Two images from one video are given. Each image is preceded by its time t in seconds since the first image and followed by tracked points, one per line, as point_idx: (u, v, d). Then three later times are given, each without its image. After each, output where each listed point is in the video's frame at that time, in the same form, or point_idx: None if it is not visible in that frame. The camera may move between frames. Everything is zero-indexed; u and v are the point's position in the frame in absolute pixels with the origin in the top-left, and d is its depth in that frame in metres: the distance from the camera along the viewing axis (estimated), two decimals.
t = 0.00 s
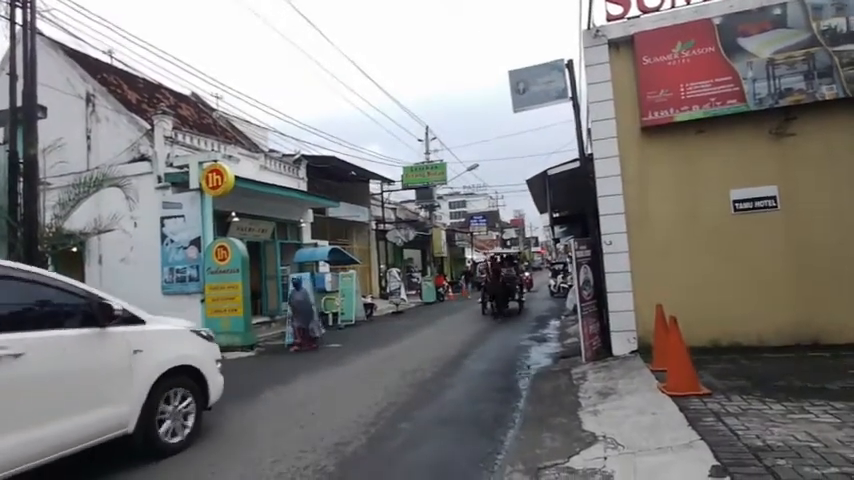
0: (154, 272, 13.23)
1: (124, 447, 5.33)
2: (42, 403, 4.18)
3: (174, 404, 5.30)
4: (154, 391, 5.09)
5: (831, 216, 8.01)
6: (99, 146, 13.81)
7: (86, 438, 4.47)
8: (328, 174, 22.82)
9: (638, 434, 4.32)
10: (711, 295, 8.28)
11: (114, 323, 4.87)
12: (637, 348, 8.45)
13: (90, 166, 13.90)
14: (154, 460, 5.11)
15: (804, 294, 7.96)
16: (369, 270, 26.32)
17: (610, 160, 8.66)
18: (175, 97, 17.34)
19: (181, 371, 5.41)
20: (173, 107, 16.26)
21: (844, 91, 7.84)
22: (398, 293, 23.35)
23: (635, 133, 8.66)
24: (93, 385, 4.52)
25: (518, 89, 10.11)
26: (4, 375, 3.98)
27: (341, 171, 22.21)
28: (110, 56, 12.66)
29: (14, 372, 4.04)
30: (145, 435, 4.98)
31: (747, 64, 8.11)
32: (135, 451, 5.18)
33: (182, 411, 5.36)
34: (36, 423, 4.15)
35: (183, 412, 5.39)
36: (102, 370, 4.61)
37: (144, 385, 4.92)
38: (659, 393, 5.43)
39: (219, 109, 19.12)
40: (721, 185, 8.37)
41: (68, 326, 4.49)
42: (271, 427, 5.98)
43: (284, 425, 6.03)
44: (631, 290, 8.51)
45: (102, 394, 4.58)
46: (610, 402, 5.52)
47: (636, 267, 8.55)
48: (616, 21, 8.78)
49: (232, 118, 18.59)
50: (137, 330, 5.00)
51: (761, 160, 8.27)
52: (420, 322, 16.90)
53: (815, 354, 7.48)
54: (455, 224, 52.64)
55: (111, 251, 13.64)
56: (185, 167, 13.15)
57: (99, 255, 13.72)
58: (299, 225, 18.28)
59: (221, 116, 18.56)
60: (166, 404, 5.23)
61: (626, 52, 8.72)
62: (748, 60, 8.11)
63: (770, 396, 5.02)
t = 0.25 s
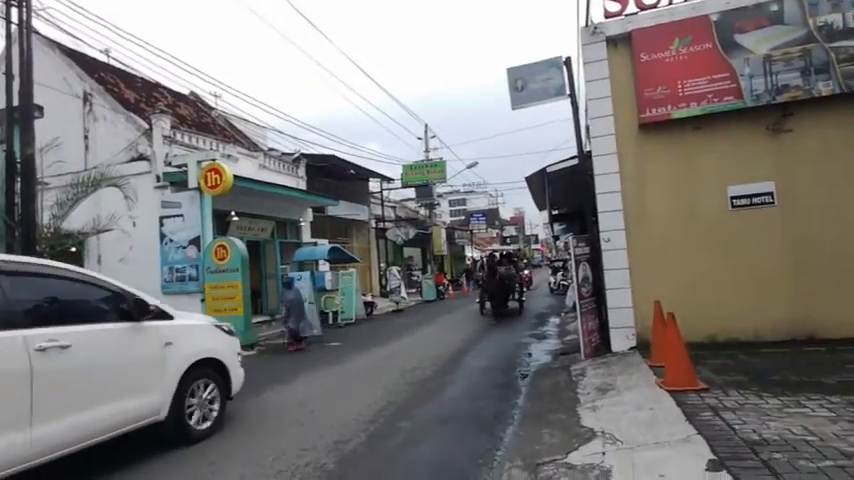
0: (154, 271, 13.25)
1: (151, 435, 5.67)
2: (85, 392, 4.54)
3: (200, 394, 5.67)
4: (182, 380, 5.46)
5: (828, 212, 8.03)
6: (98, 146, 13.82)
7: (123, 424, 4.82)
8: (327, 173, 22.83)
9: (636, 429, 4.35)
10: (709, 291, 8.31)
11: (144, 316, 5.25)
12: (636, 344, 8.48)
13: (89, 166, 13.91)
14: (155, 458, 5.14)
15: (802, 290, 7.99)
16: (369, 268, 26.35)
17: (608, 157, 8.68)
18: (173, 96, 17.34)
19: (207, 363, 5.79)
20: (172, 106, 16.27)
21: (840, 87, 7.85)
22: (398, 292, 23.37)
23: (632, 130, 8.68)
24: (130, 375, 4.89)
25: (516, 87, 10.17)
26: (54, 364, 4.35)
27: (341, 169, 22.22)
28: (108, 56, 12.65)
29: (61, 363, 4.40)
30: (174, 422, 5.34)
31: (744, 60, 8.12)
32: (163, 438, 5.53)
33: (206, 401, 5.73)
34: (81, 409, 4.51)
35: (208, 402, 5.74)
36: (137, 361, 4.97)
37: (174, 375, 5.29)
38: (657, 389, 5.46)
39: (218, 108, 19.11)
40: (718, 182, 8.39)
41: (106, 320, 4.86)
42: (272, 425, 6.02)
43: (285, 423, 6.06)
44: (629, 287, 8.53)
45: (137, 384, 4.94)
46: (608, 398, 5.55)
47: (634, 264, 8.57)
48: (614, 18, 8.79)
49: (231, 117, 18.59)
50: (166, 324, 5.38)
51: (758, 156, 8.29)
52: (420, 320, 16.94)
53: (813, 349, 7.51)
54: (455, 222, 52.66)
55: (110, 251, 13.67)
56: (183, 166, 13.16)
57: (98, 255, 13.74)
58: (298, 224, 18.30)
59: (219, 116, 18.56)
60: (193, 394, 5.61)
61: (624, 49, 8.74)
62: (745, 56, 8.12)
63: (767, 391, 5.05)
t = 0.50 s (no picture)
0: (154, 273, 13.26)
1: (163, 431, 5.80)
2: (122, 385, 4.80)
3: (223, 387, 5.98)
4: (210, 372, 5.79)
5: (825, 211, 8.06)
6: (97, 148, 13.84)
7: (156, 416, 5.09)
8: (327, 174, 22.86)
9: (635, 427, 4.38)
10: (707, 290, 8.33)
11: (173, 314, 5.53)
12: (635, 343, 8.52)
13: (88, 168, 13.93)
14: (157, 459, 5.16)
15: (799, 290, 8.02)
16: (369, 269, 26.39)
17: (606, 157, 8.71)
18: (172, 98, 17.37)
19: (228, 358, 6.09)
20: (171, 108, 16.31)
21: (836, 87, 7.89)
22: (398, 292, 23.41)
23: (630, 131, 8.71)
24: (163, 369, 5.18)
25: (514, 87, 10.21)
26: (99, 357, 4.64)
27: (340, 170, 22.25)
28: (106, 58, 12.69)
29: (105, 357, 4.68)
30: (202, 409, 5.63)
31: (741, 61, 8.16)
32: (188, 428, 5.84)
33: (229, 395, 6.06)
34: (121, 399, 4.79)
35: (230, 396, 6.08)
36: (168, 357, 5.25)
37: (202, 369, 5.61)
38: (655, 388, 5.49)
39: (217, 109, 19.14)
40: (716, 182, 8.42)
41: (140, 318, 5.15)
42: (273, 426, 6.05)
43: (285, 424, 6.09)
44: (627, 287, 8.56)
45: (169, 377, 5.24)
46: (607, 397, 5.58)
47: (632, 264, 8.60)
48: (611, 19, 8.82)
49: (230, 118, 18.63)
50: (194, 322, 5.68)
51: (756, 155, 8.32)
52: (420, 321, 16.97)
53: (811, 348, 7.55)
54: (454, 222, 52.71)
55: (110, 253, 13.68)
56: (183, 168, 13.19)
57: (98, 257, 13.74)
58: (298, 225, 18.34)
59: (219, 117, 18.59)
60: (217, 387, 5.91)
61: (621, 50, 8.77)
62: (742, 57, 8.15)
63: (764, 389, 5.09)
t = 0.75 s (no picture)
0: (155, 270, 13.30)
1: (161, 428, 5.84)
2: (156, 370, 5.34)
3: (244, 376, 6.47)
4: (232, 361, 6.31)
5: (823, 214, 8.11)
6: (99, 146, 13.90)
7: (183, 399, 5.62)
8: (327, 174, 22.92)
9: (629, 426, 4.43)
10: (705, 292, 8.38)
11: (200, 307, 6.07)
12: (632, 344, 8.57)
13: (91, 165, 13.99)
14: (157, 454, 5.22)
15: (796, 292, 8.07)
16: (368, 268, 26.45)
17: (605, 159, 8.76)
18: (174, 96, 17.43)
19: (248, 349, 6.58)
20: (173, 106, 16.37)
21: (836, 91, 7.94)
22: (397, 292, 23.47)
23: (629, 133, 8.76)
24: (191, 357, 5.72)
25: (514, 89, 10.27)
26: (134, 345, 5.16)
27: (341, 169, 22.30)
28: (109, 56, 12.74)
29: (143, 344, 5.24)
30: (228, 395, 6.15)
31: (741, 64, 8.21)
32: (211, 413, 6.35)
33: (249, 383, 6.54)
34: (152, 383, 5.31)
35: (250, 384, 6.56)
36: (195, 346, 5.78)
37: (225, 358, 6.13)
38: (651, 388, 5.55)
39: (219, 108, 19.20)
40: (715, 184, 8.47)
41: (169, 310, 5.67)
42: (272, 422, 6.10)
43: (284, 420, 6.14)
44: (625, 289, 8.62)
45: (196, 365, 5.76)
46: (603, 397, 5.64)
47: (630, 266, 8.65)
48: (612, 22, 8.88)
49: (231, 117, 18.69)
50: (217, 314, 6.21)
51: (755, 159, 8.37)
52: (420, 321, 17.02)
53: (807, 350, 7.60)
54: (455, 222, 52.76)
55: (111, 250, 13.69)
56: (184, 166, 13.25)
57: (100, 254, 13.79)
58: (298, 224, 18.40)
59: (220, 116, 18.66)
60: (239, 376, 6.41)
61: (621, 52, 8.82)
62: (742, 60, 8.20)
63: (758, 390, 5.14)
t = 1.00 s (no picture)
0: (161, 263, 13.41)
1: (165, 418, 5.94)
2: (189, 352, 5.72)
3: (265, 361, 6.86)
4: (256, 346, 6.75)
5: (827, 212, 8.13)
6: (106, 139, 14.00)
7: (212, 379, 6.00)
8: (331, 168, 22.97)
9: (625, 419, 4.51)
10: (707, 289, 8.42)
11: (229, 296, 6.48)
12: (631, 340, 8.63)
13: (97, 158, 14.09)
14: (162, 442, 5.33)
15: (798, 289, 8.10)
16: (371, 263, 26.53)
17: (608, 155, 8.79)
18: (179, 90, 17.50)
19: (269, 335, 6.99)
20: (178, 100, 16.44)
21: (846, 86, 7.92)
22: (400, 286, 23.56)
23: (634, 129, 8.78)
24: (220, 341, 6.11)
25: (518, 84, 10.29)
26: (172, 330, 5.53)
27: (344, 163, 22.34)
28: (115, 49, 12.80)
29: (180, 328, 5.62)
30: (252, 376, 6.54)
31: (750, 59, 8.20)
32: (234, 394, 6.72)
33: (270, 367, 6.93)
34: (186, 365, 5.68)
35: (271, 370, 6.92)
36: (224, 330, 6.18)
37: (249, 344, 6.53)
38: (648, 383, 5.62)
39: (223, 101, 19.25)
40: (719, 181, 8.49)
41: (200, 297, 6.04)
42: (274, 412, 6.20)
43: (286, 411, 6.24)
44: (627, 284, 8.67)
45: (224, 348, 6.16)
46: (600, 391, 5.71)
47: (633, 261, 8.70)
48: (618, 15, 8.87)
49: (236, 110, 18.75)
50: (243, 303, 6.62)
51: (759, 156, 8.38)
52: (422, 315, 17.10)
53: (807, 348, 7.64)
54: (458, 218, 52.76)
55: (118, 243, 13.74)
56: (190, 160, 13.33)
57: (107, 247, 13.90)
58: (302, 218, 18.49)
59: (225, 109, 18.72)
60: (261, 360, 6.80)
61: (628, 47, 8.82)
62: (751, 54, 8.19)
63: (755, 386, 5.20)
